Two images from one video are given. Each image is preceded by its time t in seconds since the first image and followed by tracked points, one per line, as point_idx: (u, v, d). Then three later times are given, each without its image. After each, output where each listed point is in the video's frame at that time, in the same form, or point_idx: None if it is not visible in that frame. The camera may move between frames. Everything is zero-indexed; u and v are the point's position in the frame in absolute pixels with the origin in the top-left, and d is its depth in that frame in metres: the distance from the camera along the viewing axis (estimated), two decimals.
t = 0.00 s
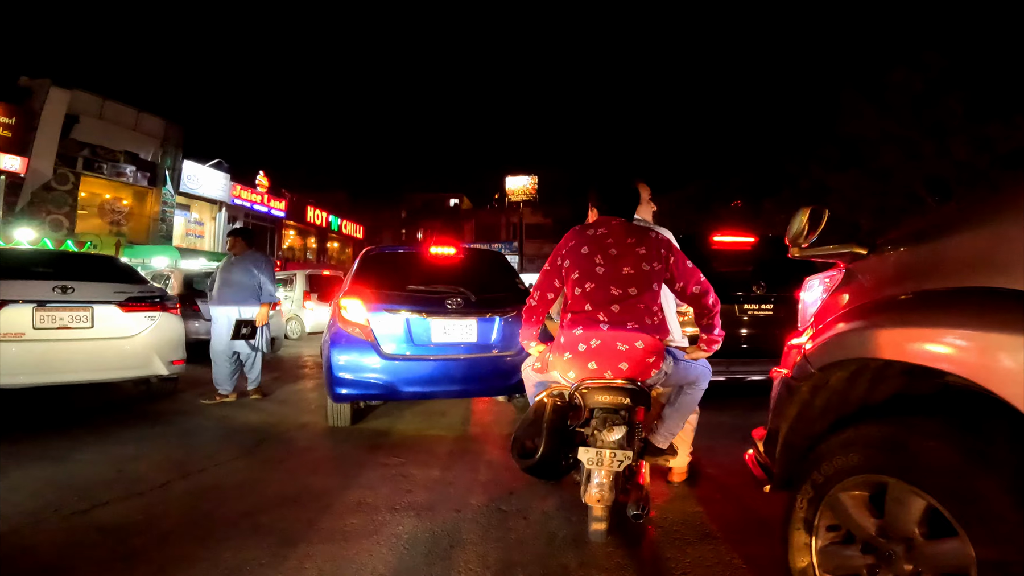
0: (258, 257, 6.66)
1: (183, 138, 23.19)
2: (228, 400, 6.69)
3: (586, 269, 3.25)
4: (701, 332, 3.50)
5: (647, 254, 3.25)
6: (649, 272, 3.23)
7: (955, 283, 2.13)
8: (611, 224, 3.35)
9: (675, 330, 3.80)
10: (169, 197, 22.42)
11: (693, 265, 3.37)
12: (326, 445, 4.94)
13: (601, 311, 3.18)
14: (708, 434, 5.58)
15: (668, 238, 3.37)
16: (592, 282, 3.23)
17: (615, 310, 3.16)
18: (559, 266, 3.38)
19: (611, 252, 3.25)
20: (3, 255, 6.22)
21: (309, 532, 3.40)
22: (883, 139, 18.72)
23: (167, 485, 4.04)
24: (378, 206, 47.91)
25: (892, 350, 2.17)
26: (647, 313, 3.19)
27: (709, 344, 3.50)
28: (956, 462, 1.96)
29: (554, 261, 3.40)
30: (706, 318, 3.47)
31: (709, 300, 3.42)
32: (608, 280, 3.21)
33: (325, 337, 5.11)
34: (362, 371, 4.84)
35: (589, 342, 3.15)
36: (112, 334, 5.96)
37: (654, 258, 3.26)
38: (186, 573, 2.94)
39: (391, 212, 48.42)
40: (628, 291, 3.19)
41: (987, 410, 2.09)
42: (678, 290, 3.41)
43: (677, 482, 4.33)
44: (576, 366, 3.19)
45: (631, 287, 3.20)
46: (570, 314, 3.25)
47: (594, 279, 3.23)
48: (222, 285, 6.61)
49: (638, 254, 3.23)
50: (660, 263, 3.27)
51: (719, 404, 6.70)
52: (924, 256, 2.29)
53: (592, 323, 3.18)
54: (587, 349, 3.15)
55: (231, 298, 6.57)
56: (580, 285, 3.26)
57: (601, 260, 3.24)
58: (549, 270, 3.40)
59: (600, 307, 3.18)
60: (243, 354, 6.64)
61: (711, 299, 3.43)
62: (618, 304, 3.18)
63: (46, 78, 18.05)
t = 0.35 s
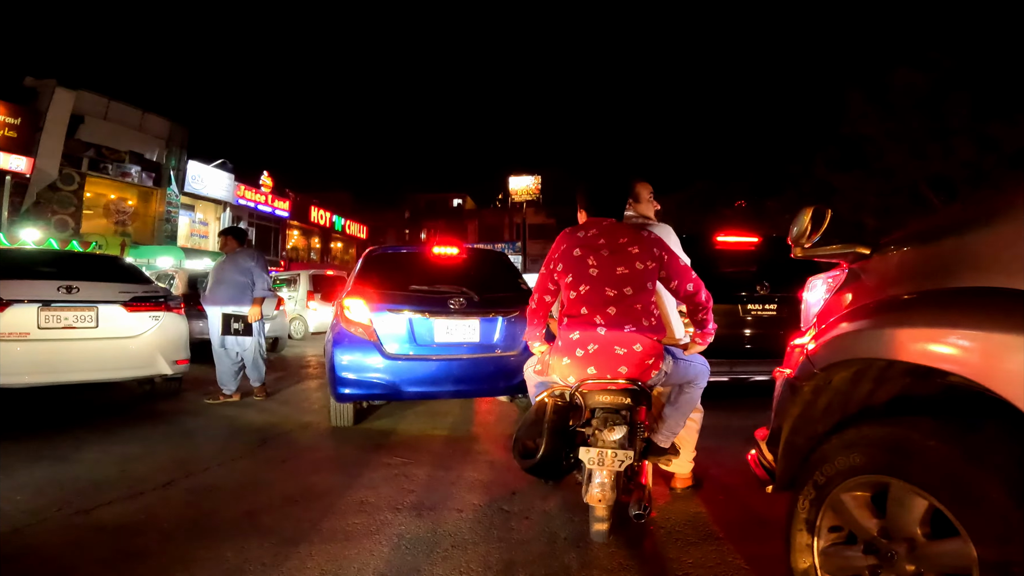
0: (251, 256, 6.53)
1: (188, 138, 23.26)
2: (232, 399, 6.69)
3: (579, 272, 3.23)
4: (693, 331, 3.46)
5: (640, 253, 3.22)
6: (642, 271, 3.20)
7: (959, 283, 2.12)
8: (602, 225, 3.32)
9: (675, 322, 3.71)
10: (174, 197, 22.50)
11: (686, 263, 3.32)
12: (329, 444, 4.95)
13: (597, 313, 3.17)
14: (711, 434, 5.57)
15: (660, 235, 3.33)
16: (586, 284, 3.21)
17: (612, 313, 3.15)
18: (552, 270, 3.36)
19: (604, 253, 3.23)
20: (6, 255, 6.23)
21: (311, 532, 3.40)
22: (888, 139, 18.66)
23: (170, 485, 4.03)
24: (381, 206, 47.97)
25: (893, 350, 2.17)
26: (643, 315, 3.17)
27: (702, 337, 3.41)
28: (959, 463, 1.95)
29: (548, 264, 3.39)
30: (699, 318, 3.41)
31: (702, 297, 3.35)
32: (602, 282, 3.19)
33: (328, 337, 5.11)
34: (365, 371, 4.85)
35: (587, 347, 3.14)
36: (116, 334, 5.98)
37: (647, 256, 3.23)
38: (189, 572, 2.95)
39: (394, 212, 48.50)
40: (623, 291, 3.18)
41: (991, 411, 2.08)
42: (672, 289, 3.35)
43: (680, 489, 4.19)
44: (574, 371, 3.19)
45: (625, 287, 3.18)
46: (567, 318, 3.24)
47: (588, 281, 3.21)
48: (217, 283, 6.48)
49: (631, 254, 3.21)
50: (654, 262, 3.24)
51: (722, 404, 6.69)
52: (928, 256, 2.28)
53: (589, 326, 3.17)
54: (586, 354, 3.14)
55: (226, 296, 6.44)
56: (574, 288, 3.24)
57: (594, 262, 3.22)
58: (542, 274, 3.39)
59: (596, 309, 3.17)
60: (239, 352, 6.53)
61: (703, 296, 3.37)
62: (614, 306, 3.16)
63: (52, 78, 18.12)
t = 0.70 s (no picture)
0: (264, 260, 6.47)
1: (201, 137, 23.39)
2: (242, 398, 6.69)
3: (590, 272, 3.22)
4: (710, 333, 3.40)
5: (651, 253, 3.18)
6: (654, 271, 3.16)
7: (982, 286, 2.08)
8: (613, 226, 3.31)
9: (686, 323, 3.61)
10: (186, 196, 22.64)
11: (697, 266, 3.27)
12: (339, 444, 4.95)
13: (609, 311, 3.14)
14: (723, 436, 5.52)
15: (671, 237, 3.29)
16: (598, 284, 3.20)
17: (623, 311, 3.12)
18: (564, 271, 3.36)
19: (615, 253, 3.21)
20: (22, 253, 6.29)
21: (320, 532, 3.40)
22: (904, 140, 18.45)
23: (180, 484, 4.04)
24: (392, 206, 48.11)
25: (919, 353, 2.13)
26: (656, 312, 3.13)
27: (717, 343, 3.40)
28: (982, 469, 1.91)
29: (560, 266, 3.39)
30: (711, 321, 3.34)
31: (711, 301, 3.29)
32: (612, 281, 3.17)
33: (338, 336, 5.11)
34: (374, 371, 4.84)
35: (599, 344, 3.11)
36: (129, 332, 6.01)
37: (657, 256, 3.19)
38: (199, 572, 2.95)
39: (404, 211, 48.62)
40: (634, 290, 3.14)
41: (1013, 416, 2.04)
42: (682, 290, 3.30)
43: (691, 492, 4.16)
44: (586, 369, 3.15)
45: (637, 285, 3.15)
46: (579, 317, 3.22)
47: (599, 281, 3.20)
48: (229, 281, 6.46)
49: (642, 254, 3.18)
50: (665, 261, 3.20)
51: (734, 407, 6.64)
52: (950, 257, 2.23)
53: (601, 324, 3.13)
54: (597, 351, 3.11)
55: (237, 295, 6.39)
56: (586, 287, 3.23)
57: (605, 262, 3.21)
58: (555, 276, 3.39)
59: (608, 307, 3.14)
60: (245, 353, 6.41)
61: (713, 300, 3.29)
62: (626, 304, 3.13)
63: (67, 77, 18.26)
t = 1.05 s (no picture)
0: (283, 266, 6.42)
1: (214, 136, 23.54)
2: (254, 395, 6.71)
3: (605, 271, 3.20)
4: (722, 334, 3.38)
5: (665, 252, 3.17)
6: (668, 270, 3.15)
7: (1003, 286, 2.04)
8: (628, 226, 3.29)
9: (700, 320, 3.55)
10: (200, 195, 22.80)
11: (711, 266, 3.26)
12: (349, 442, 4.95)
13: (623, 309, 3.12)
14: (735, 438, 5.48)
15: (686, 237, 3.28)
16: (612, 282, 3.18)
17: (638, 309, 3.09)
18: (579, 270, 3.33)
19: (629, 252, 3.19)
20: (38, 250, 6.35)
21: (329, 530, 3.40)
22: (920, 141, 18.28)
23: (191, 481, 4.06)
24: (402, 205, 48.25)
25: (936, 355, 2.09)
26: (671, 311, 3.12)
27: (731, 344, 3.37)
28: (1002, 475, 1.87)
29: (573, 265, 3.36)
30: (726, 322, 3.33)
31: (726, 301, 3.28)
32: (627, 280, 3.15)
33: (349, 333, 5.11)
34: (385, 369, 4.84)
35: (614, 342, 3.08)
36: (143, 329, 6.04)
37: (672, 255, 3.18)
38: (209, 571, 2.95)
39: (415, 210, 48.74)
40: (649, 289, 3.12)
41: None
42: (696, 290, 3.29)
43: (703, 493, 4.14)
44: (600, 367, 3.12)
45: (651, 284, 3.13)
46: (593, 315, 3.19)
47: (614, 279, 3.18)
48: (244, 279, 6.41)
49: (656, 253, 3.17)
50: (679, 261, 3.19)
51: (746, 408, 6.59)
52: (972, 259, 2.20)
53: (616, 322, 3.11)
54: (612, 349, 3.08)
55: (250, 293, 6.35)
56: (600, 286, 3.21)
57: (619, 261, 3.19)
58: (569, 275, 3.36)
59: (622, 305, 3.12)
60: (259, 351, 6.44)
61: (727, 300, 3.29)
62: (640, 302, 3.11)
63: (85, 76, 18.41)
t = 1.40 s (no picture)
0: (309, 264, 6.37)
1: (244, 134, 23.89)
2: (278, 390, 6.76)
3: (626, 272, 3.19)
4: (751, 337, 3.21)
5: (682, 253, 3.11)
6: (686, 271, 3.09)
7: None
8: (648, 227, 3.27)
9: (730, 326, 3.55)
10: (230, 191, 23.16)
11: (732, 269, 3.12)
12: (372, 439, 4.96)
13: (646, 310, 3.08)
14: (761, 444, 5.40)
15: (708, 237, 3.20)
16: (633, 283, 3.15)
17: (660, 310, 3.06)
18: (603, 272, 3.33)
19: (648, 253, 3.16)
20: (76, 243, 6.50)
21: (349, 527, 3.41)
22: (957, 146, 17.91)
23: (217, 475, 4.11)
24: (426, 204, 48.50)
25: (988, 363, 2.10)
26: (695, 311, 3.05)
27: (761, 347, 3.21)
28: None
29: (597, 267, 3.36)
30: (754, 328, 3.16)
31: (750, 305, 3.12)
32: (647, 280, 3.12)
33: (373, 330, 5.13)
34: (408, 366, 4.84)
35: (638, 342, 3.04)
36: (175, 322, 6.12)
37: (690, 256, 3.11)
38: (232, 566, 2.96)
39: (439, 209, 48.96)
40: (667, 290, 3.08)
41: None
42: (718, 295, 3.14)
43: (728, 499, 4.06)
44: (626, 367, 3.08)
45: (668, 285, 3.08)
46: (617, 316, 3.16)
47: (633, 280, 3.15)
48: (271, 273, 6.45)
49: (674, 254, 3.11)
50: (699, 262, 3.11)
51: (773, 414, 6.49)
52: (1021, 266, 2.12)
53: (640, 323, 3.07)
54: (637, 349, 3.04)
55: (275, 289, 6.40)
56: (622, 286, 3.19)
57: (639, 262, 3.17)
58: (593, 277, 3.36)
59: (644, 306, 3.08)
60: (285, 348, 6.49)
61: (752, 305, 3.13)
62: (662, 303, 3.07)
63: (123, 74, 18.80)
